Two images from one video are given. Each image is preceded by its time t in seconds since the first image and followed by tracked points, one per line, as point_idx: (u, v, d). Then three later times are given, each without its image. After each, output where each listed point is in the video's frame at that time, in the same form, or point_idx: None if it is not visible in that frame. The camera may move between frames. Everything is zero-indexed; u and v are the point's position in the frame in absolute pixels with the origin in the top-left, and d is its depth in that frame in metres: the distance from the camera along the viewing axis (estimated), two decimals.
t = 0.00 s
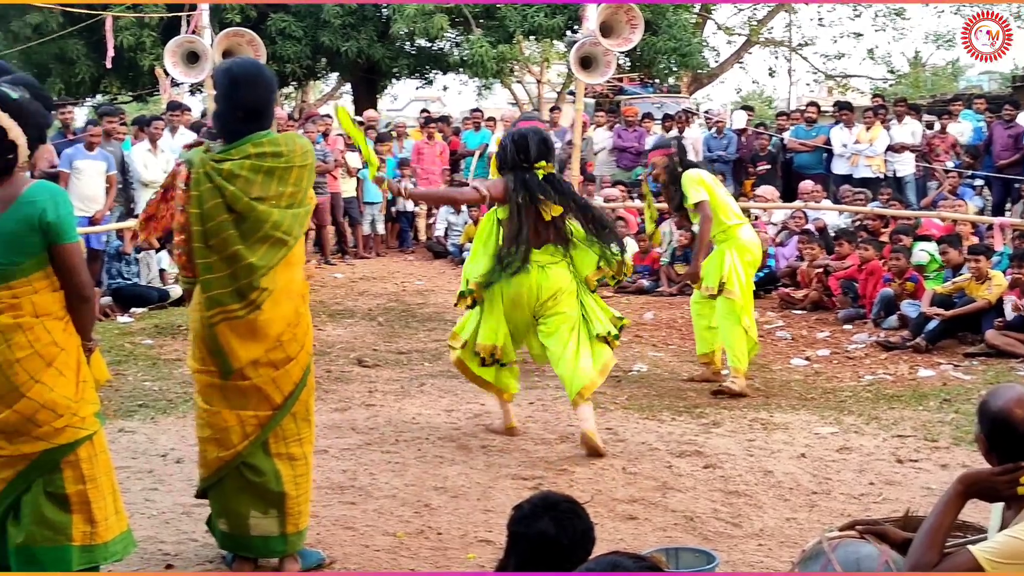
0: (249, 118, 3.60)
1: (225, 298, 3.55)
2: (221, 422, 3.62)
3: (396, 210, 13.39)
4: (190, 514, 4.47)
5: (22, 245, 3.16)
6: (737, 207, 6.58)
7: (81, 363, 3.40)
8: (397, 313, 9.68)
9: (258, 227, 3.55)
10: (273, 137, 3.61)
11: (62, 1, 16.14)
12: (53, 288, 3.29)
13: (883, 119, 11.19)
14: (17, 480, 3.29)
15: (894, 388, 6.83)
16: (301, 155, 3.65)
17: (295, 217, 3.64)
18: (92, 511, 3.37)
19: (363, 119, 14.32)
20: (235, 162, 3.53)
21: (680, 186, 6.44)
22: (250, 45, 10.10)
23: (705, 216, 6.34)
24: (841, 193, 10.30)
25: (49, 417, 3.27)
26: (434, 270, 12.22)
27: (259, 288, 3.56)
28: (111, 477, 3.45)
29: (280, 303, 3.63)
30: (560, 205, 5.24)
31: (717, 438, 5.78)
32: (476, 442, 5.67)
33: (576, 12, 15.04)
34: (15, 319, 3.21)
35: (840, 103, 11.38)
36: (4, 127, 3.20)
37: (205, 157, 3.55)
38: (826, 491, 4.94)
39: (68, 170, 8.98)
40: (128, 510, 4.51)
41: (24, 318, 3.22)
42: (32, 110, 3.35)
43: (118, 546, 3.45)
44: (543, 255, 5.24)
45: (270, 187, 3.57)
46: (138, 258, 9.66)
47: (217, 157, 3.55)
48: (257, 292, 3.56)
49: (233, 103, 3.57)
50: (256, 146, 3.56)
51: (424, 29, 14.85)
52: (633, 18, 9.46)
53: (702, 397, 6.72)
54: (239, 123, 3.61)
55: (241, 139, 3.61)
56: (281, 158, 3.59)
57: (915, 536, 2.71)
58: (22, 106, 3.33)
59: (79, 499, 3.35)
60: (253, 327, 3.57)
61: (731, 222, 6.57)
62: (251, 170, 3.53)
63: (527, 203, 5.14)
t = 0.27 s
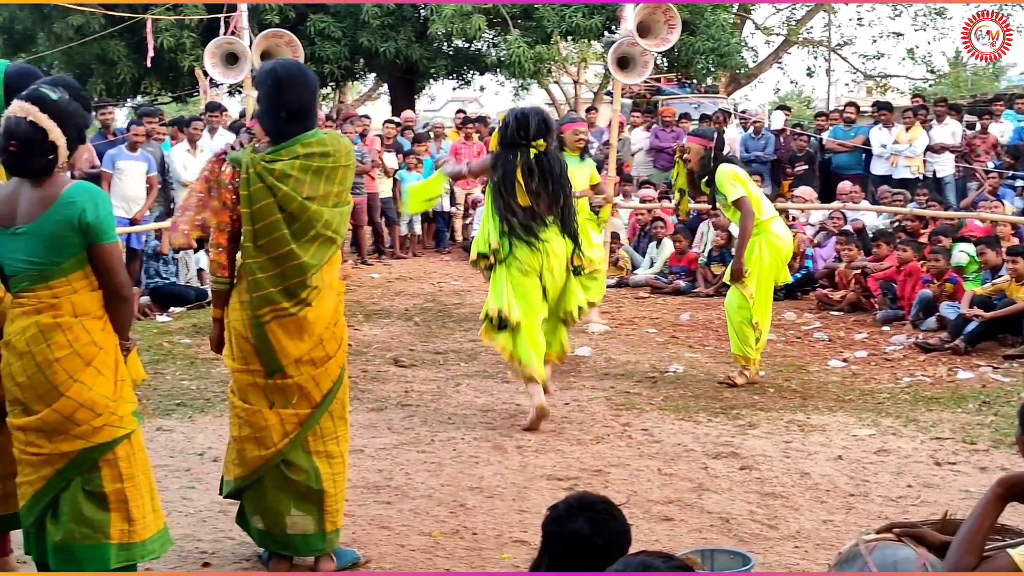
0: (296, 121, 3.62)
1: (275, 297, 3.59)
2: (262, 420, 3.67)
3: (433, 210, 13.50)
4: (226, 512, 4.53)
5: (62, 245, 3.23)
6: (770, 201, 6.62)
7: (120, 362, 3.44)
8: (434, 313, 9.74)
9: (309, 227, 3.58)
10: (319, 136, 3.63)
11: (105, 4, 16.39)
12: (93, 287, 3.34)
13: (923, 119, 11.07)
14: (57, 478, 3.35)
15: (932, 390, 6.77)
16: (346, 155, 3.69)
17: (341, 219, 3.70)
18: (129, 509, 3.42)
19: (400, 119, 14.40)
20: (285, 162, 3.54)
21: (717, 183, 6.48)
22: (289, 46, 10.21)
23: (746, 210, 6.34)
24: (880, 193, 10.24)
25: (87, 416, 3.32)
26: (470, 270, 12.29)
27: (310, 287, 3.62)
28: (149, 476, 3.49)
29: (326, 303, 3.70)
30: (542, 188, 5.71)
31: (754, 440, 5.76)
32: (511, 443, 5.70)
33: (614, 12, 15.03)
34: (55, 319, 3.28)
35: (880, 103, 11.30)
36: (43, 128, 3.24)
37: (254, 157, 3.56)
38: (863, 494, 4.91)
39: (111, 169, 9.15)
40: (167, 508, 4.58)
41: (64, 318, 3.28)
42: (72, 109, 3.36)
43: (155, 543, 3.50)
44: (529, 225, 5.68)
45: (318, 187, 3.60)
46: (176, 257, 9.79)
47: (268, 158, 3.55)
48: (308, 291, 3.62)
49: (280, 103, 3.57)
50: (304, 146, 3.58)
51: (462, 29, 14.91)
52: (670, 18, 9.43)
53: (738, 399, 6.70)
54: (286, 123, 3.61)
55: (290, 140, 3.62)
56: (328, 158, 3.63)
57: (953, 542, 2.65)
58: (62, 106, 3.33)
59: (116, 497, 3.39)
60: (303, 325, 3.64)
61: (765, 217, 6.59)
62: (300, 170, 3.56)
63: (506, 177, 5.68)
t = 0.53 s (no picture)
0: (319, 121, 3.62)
1: (296, 295, 3.64)
2: (282, 418, 3.70)
3: (455, 210, 13.57)
4: (247, 511, 4.57)
5: (86, 246, 3.22)
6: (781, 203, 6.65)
7: (144, 364, 3.43)
8: (454, 313, 9.77)
9: (329, 226, 3.61)
10: (342, 135, 3.64)
11: (129, 6, 16.53)
12: (117, 288, 3.33)
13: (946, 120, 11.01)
14: (82, 477, 3.36)
15: (955, 391, 6.74)
16: (369, 155, 3.70)
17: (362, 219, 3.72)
18: (153, 508, 3.41)
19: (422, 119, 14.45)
20: (309, 160, 3.56)
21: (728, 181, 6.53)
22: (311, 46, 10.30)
23: (755, 210, 6.40)
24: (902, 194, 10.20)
25: (111, 416, 3.31)
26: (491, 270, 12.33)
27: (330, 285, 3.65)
28: (174, 475, 3.49)
29: (346, 302, 3.72)
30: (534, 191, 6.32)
31: (774, 441, 5.75)
32: (531, 443, 5.72)
33: (636, 13, 15.04)
34: (81, 320, 3.27)
35: (902, 103, 11.24)
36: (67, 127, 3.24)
37: (278, 156, 3.59)
38: (884, 495, 4.90)
39: (132, 170, 9.21)
40: (188, 506, 4.62)
41: (89, 319, 3.28)
42: (93, 110, 3.40)
43: (181, 542, 3.50)
44: (521, 221, 6.37)
45: (340, 186, 3.62)
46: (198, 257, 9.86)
47: (291, 156, 3.57)
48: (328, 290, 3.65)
49: (302, 102, 3.57)
50: (327, 146, 3.59)
51: (484, 29, 14.94)
52: (693, 18, 9.49)
53: (759, 400, 6.69)
54: (309, 121, 3.61)
55: (314, 139, 3.62)
56: (350, 156, 3.64)
57: (976, 541, 2.52)
58: (84, 107, 3.38)
59: (142, 496, 3.39)
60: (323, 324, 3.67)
61: (776, 217, 6.61)
62: (322, 170, 3.58)
63: (496, 176, 6.29)
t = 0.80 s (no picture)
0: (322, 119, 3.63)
1: (295, 297, 3.64)
2: (286, 418, 3.71)
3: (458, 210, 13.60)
4: (252, 511, 4.57)
5: (99, 246, 3.23)
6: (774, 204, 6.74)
7: (152, 365, 3.43)
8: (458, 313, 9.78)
9: (328, 227, 3.61)
10: (342, 136, 3.65)
11: (132, 6, 16.56)
12: (129, 288, 3.34)
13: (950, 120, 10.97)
14: (84, 480, 3.35)
15: (959, 391, 6.74)
16: (369, 155, 3.70)
17: (364, 220, 3.71)
18: (151, 514, 3.39)
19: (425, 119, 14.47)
20: (307, 161, 3.57)
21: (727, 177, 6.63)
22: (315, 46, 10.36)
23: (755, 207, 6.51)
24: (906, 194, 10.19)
25: (116, 419, 3.31)
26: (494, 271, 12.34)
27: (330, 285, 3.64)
28: (174, 480, 3.47)
29: (348, 304, 3.72)
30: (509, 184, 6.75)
31: (778, 441, 5.75)
32: (535, 443, 5.72)
33: (639, 13, 15.05)
34: (92, 322, 3.27)
35: (906, 102, 11.21)
36: (76, 127, 3.23)
37: (278, 156, 3.60)
38: (888, 495, 4.90)
39: (135, 170, 9.20)
40: (192, 507, 4.63)
41: (100, 320, 3.28)
42: (101, 107, 3.37)
43: (176, 547, 3.48)
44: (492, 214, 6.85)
45: (340, 187, 3.62)
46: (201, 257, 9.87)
47: (289, 156, 3.58)
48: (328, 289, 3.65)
49: (304, 103, 3.58)
50: (326, 145, 3.60)
51: (487, 29, 14.96)
52: (695, 18, 9.53)
53: (763, 399, 6.69)
54: (311, 121, 3.62)
55: (314, 138, 3.62)
56: (350, 156, 3.64)
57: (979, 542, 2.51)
58: (92, 106, 3.35)
59: (141, 501, 3.38)
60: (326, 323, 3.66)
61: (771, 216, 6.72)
62: (321, 170, 3.58)
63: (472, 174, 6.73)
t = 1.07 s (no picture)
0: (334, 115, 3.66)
1: (309, 301, 3.68)
2: (305, 419, 3.74)
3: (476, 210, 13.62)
4: (270, 510, 4.61)
5: (128, 245, 3.23)
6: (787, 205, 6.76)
7: (175, 367, 3.43)
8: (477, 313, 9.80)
9: (340, 232, 3.64)
10: (356, 138, 3.66)
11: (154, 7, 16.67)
12: (156, 288, 3.34)
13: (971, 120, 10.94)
14: (103, 481, 3.34)
15: (979, 392, 6.71)
16: (385, 159, 3.71)
17: (378, 224, 3.72)
18: (168, 517, 3.38)
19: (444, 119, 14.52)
20: (320, 164, 3.60)
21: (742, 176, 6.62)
22: (334, 46, 10.38)
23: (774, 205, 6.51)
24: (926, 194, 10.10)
25: (137, 419, 3.30)
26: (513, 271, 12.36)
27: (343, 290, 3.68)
28: (191, 484, 3.46)
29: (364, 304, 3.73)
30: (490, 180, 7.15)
31: (796, 442, 5.74)
32: (552, 443, 5.73)
33: (658, 13, 15.04)
34: (117, 320, 3.27)
35: (926, 102, 11.17)
36: (110, 123, 3.22)
37: (292, 159, 3.63)
38: (907, 496, 4.88)
39: (155, 170, 9.27)
40: (211, 505, 4.67)
41: (126, 319, 3.28)
42: (132, 104, 3.37)
43: (195, 553, 3.45)
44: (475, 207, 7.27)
45: (354, 192, 3.64)
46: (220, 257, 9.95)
47: (303, 158, 3.61)
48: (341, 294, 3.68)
49: (315, 101, 3.63)
50: (339, 146, 3.62)
51: (506, 29, 15.00)
52: (715, 18, 9.41)
53: (781, 400, 6.68)
54: (322, 119, 3.66)
55: (327, 136, 3.66)
56: (366, 160, 3.66)
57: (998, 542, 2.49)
58: (124, 103, 3.34)
59: (157, 504, 3.36)
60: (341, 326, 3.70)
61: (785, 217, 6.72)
62: (335, 174, 3.61)
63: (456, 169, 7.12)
